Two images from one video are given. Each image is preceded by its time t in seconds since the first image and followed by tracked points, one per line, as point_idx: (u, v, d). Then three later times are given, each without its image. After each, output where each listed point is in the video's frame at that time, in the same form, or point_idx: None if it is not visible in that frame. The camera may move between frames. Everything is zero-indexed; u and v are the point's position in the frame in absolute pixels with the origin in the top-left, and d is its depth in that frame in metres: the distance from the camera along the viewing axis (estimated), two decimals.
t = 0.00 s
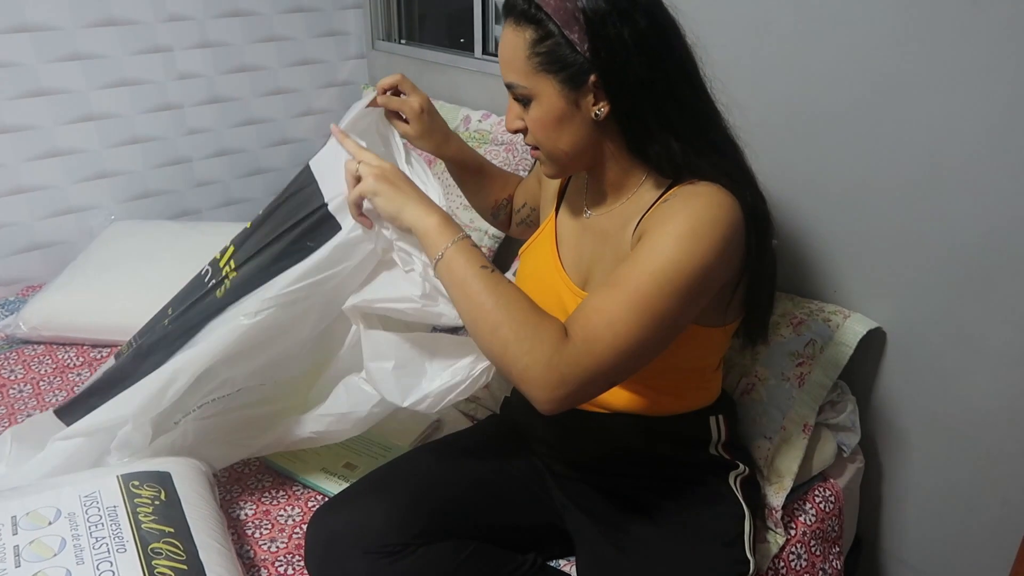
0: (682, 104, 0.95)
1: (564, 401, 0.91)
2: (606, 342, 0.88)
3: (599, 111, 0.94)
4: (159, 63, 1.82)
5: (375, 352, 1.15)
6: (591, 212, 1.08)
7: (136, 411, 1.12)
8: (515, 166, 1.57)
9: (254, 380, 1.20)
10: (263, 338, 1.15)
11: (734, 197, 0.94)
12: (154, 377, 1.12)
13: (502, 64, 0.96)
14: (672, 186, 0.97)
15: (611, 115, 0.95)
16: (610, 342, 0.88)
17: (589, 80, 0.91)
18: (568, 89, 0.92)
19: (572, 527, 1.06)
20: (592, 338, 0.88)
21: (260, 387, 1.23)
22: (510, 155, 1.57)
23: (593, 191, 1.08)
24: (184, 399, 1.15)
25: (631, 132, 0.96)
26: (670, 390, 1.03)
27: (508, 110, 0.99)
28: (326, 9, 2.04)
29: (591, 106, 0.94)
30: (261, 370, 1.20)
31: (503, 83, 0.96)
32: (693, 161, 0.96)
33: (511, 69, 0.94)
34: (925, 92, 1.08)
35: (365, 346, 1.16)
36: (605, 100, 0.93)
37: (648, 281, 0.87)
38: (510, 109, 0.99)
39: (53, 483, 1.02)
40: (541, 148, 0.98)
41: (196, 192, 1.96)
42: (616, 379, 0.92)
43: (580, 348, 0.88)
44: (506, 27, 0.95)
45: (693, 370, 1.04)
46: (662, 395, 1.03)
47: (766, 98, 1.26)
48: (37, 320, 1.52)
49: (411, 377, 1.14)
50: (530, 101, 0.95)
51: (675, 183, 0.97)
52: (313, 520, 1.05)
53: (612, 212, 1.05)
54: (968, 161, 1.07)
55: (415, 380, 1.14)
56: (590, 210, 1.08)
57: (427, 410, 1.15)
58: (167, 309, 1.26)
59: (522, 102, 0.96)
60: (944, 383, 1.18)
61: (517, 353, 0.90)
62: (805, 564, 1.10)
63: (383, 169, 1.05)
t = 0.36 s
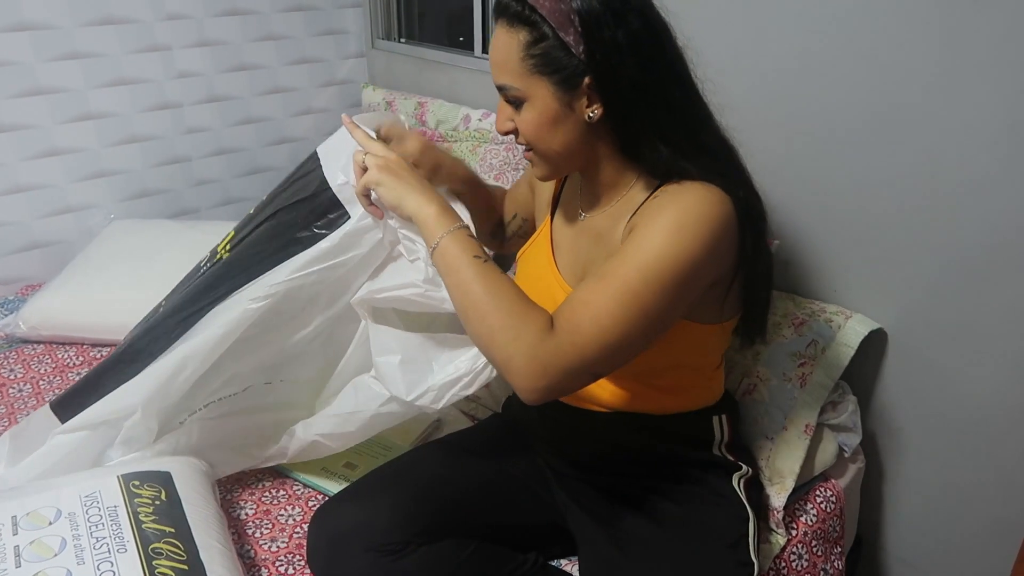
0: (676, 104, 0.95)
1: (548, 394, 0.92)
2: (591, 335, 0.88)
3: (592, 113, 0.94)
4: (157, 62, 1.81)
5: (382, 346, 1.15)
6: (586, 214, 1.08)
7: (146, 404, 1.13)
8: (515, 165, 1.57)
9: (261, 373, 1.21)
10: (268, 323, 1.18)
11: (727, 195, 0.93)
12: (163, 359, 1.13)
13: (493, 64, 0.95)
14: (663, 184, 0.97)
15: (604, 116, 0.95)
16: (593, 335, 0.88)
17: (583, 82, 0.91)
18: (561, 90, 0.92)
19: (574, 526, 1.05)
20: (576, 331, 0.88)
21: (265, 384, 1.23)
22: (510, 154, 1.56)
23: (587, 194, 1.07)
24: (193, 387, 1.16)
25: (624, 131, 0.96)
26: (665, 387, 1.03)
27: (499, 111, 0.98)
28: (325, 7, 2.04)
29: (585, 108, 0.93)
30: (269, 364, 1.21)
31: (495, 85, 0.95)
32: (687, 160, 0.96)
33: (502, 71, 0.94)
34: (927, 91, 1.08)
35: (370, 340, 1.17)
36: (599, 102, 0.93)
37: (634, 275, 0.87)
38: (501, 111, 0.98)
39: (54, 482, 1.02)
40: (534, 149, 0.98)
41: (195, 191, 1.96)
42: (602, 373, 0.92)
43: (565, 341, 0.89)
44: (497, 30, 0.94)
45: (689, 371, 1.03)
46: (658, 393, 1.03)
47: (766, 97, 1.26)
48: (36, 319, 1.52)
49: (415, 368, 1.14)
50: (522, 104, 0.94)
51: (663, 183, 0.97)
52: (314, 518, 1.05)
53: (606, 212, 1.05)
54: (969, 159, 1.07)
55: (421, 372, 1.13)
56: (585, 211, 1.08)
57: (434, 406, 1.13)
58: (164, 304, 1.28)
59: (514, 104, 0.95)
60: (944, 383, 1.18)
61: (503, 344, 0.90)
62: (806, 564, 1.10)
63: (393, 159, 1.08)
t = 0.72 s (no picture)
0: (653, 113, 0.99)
1: (543, 404, 0.90)
2: (573, 339, 0.87)
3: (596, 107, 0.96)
4: (156, 62, 1.81)
5: (375, 373, 1.15)
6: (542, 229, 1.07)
7: (139, 425, 1.13)
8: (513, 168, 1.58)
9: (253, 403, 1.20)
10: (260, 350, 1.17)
11: (683, 180, 0.94)
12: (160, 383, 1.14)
13: (508, 31, 0.91)
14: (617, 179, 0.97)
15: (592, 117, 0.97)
16: (575, 340, 0.87)
17: (603, 74, 0.94)
18: (583, 75, 0.92)
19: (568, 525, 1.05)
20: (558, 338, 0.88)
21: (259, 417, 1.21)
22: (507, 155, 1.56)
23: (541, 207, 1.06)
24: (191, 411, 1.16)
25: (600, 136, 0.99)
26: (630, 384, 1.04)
27: (502, 80, 0.91)
28: (324, 7, 2.03)
29: (589, 103, 0.95)
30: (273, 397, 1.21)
31: (521, 48, 0.90)
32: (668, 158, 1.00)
33: (529, 37, 0.89)
34: (927, 88, 1.09)
35: (363, 370, 1.16)
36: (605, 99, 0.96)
37: (601, 271, 0.87)
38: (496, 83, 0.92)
39: (52, 483, 1.01)
40: (530, 129, 0.92)
41: (193, 190, 1.96)
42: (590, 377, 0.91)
43: (547, 351, 0.88)
44: None
45: (657, 373, 1.04)
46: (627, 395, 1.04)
47: (766, 96, 1.26)
48: (34, 319, 1.52)
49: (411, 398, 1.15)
50: (541, 77, 0.91)
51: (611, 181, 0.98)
52: (314, 521, 1.05)
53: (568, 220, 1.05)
54: (970, 156, 1.07)
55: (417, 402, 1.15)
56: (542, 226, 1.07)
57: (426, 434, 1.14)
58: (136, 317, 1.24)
59: (534, 74, 0.90)
60: (944, 382, 1.19)
61: (491, 359, 0.90)
62: (805, 561, 1.10)
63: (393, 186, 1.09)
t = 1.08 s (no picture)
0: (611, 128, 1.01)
1: (534, 441, 0.89)
2: (557, 377, 0.86)
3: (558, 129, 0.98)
4: (155, 66, 1.81)
5: (378, 397, 1.17)
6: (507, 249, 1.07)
7: (139, 427, 1.15)
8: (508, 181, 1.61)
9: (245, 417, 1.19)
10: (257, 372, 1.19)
11: (647, 202, 0.94)
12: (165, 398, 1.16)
13: (495, 43, 0.90)
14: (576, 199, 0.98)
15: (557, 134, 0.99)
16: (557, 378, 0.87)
17: (567, 98, 0.97)
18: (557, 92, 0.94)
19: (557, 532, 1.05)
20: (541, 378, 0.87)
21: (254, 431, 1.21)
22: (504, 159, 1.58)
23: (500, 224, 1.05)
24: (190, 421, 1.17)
25: (562, 150, 1.00)
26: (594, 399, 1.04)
27: (485, 96, 0.91)
28: (323, 11, 2.04)
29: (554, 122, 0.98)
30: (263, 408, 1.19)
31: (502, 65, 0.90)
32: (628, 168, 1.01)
33: (518, 52, 0.90)
34: (924, 91, 1.09)
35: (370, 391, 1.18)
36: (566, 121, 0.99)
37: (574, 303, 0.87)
38: (479, 97, 0.91)
39: (51, 488, 1.01)
40: (509, 147, 0.93)
41: (192, 194, 1.96)
42: (573, 411, 0.91)
43: (528, 394, 0.87)
44: (507, 13, 0.91)
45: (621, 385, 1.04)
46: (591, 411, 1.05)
47: (763, 99, 1.27)
48: (33, 323, 1.52)
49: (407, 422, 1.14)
50: (524, 93, 0.92)
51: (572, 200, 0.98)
52: (315, 531, 1.06)
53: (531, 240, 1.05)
54: (967, 156, 1.08)
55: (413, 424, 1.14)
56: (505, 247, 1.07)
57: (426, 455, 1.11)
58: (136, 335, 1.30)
59: (514, 92, 0.92)
60: (940, 384, 1.19)
61: (474, 402, 0.89)
62: (802, 563, 1.10)
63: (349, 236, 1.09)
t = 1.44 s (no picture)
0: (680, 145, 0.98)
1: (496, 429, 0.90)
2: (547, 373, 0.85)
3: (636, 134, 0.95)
4: (160, 68, 1.82)
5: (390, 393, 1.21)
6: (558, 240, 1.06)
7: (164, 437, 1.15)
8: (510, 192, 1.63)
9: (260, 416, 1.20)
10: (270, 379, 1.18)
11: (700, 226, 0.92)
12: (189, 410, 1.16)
13: (586, 44, 0.87)
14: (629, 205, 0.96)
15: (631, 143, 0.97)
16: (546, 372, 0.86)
17: (650, 105, 0.93)
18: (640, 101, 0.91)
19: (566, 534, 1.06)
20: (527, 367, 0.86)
21: (270, 433, 1.20)
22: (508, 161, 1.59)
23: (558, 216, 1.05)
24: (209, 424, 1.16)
25: (636, 155, 0.97)
26: (624, 397, 1.04)
27: (569, 94, 0.88)
28: (328, 14, 2.05)
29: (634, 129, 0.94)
30: (286, 408, 1.19)
31: (592, 65, 0.87)
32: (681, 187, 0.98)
33: (604, 54, 0.86)
34: (927, 94, 1.09)
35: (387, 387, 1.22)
36: (644, 127, 0.95)
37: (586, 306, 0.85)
38: (562, 96, 0.88)
39: (58, 488, 1.01)
40: (585, 147, 0.90)
41: (197, 197, 1.96)
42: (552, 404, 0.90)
43: (500, 379, 0.87)
44: (602, 12, 0.87)
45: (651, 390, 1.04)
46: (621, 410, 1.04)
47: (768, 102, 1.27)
48: (38, 325, 1.52)
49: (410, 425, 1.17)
50: (607, 97, 0.88)
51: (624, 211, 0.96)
52: (312, 535, 1.05)
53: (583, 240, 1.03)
54: (970, 160, 1.07)
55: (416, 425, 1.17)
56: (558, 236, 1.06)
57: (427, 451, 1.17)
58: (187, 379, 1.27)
59: (599, 92, 0.88)
60: (944, 388, 1.19)
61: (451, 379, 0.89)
62: (808, 568, 1.09)
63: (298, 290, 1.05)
